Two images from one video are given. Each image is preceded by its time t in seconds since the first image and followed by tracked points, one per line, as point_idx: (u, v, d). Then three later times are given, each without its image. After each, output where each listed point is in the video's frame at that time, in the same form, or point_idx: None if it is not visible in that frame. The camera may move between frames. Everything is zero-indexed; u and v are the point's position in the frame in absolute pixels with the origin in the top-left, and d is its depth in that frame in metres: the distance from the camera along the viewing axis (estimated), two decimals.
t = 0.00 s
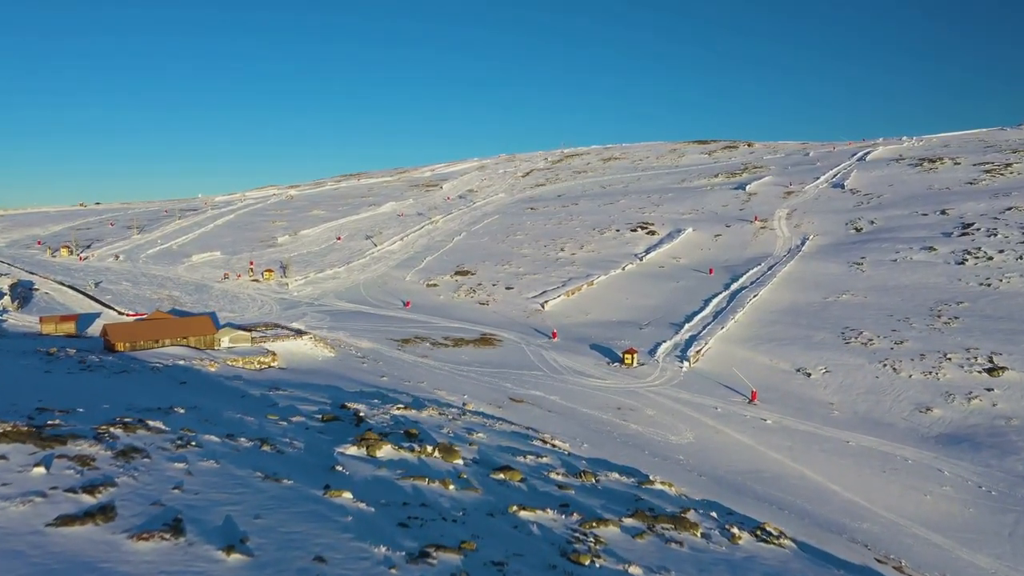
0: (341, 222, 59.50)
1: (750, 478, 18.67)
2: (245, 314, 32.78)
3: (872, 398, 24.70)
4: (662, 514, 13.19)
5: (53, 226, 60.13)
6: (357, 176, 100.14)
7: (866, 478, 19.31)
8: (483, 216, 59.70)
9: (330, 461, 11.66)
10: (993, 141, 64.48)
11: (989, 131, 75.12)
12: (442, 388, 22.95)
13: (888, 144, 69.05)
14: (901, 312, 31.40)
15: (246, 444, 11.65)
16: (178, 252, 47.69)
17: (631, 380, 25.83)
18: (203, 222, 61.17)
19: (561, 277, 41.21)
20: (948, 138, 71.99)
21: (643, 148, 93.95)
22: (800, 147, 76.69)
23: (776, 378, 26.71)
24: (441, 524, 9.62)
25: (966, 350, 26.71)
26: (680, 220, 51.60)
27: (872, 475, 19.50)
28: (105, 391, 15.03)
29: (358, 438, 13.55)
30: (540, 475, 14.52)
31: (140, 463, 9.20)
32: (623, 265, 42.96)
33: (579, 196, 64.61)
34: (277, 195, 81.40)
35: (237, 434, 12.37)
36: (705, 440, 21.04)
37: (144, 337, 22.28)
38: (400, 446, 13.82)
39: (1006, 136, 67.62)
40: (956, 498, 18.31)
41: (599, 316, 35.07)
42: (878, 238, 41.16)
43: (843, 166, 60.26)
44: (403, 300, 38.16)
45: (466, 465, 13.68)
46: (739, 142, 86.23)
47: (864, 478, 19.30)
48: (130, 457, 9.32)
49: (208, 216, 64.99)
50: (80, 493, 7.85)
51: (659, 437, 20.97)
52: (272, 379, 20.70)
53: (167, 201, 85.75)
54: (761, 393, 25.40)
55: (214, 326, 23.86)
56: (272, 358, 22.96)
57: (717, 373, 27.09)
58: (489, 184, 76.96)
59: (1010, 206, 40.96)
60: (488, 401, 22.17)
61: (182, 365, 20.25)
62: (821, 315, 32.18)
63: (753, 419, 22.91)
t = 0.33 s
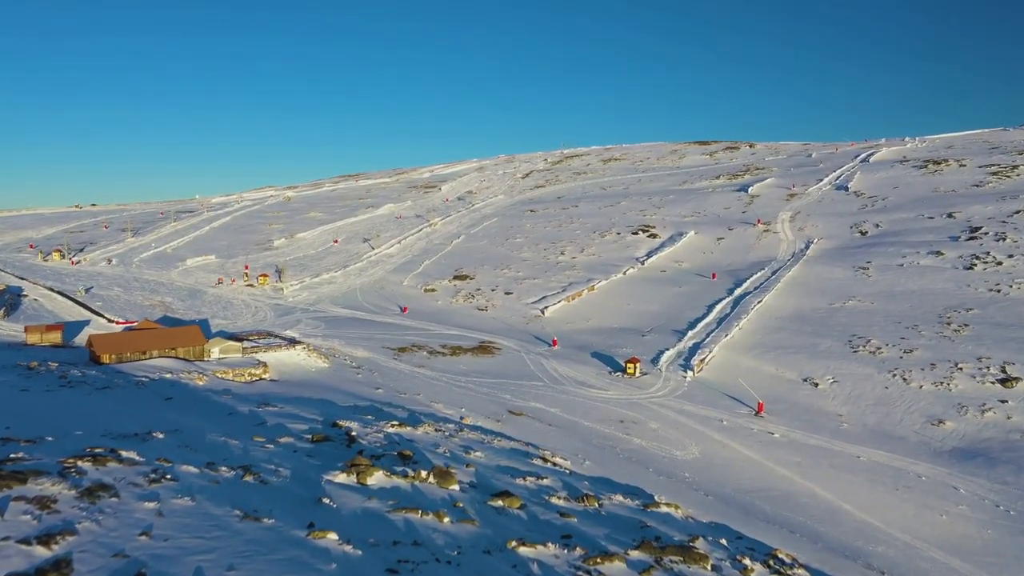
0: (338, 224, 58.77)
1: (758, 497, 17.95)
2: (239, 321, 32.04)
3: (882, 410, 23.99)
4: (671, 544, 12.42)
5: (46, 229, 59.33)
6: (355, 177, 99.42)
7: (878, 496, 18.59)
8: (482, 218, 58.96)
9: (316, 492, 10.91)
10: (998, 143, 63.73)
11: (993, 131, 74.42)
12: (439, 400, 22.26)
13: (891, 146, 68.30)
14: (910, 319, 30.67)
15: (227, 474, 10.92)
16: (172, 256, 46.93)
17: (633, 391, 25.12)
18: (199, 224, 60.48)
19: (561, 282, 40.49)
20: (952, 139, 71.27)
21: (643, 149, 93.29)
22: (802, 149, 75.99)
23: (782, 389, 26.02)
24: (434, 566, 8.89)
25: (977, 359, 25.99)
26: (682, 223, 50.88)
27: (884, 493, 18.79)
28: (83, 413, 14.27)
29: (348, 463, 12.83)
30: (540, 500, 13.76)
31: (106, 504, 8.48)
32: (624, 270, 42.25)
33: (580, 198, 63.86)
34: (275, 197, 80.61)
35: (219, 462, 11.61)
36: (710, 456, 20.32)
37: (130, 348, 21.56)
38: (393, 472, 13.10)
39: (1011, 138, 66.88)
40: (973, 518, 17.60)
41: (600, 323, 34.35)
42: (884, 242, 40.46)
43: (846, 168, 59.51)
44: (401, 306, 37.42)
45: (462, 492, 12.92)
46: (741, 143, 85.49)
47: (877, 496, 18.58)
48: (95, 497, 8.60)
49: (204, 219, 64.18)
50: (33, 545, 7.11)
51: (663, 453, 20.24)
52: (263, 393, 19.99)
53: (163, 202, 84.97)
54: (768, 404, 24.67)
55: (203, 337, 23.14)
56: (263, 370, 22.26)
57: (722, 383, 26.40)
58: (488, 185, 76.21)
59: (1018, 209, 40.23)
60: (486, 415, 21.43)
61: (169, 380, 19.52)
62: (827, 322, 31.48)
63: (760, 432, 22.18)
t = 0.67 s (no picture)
0: (335, 227, 58.02)
1: (768, 519, 17.23)
2: (232, 328, 31.30)
3: (893, 423, 23.26)
4: None
5: (40, 232, 58.53)
6: (353, 178, 98.69)
7: (892, 516, 17.85)
8: (481, 221, 58.21)
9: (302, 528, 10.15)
10: (1003, 144, 63.04)
11: (997, 132, 73.73)
12: (436, 414, 21.54)
13: (895, 147, 67.58)
14: (919, 327, 29.96)
15: (206, 508, 10.18)
16: (165, 260, 46.16)
17: (637, 402, 24.40)
18: (194, 227, 59.73)
19: (562, 287, 39.76)
20: (955, 140, 70.62)
21: (644, 150, 92.60)
22: (804, 150, 75.25)
23: (790, 400, 25.30)
24: None
25: (990, 370, 25.27)
26: (683, 226, 50.15)
27: (899, 512, 18.06)
28: (58, 437, 13.53)
29: (338, 492, 12.08)
30: (541, 529, 12.99)
31: (65, 553, 7.74)
32: (626, 274, 41.52)
33: (580, 200, 63.12)
34: (272, 198, 79.84)
35: (198, 493, 10.87)
36: (717, 474, 19.59)
37: (116, 360, 20.84)
38: (385, 500, 12.37)
39: (1016, 139, 66.18)
40: (993, 540, 16.86)
41: (601, 330, 33.63)
42: (890, 246, 39.75)
43: (850, 170, 58.79)
44: (398, 312, 36.69)
45: (458, 523, 12.15)
46: (742, 145, 84.79)
47: (891, 516, 17.85)
48: (54, 544, 7.87)
49: (199, 221, 63.36)
50: None
51: (668, 470, 19.52)
52: (253, 408, 19.26)
53: (160, 203, 84.16)
54: (775, 416, 23.94)
55: (193, 348, 22.42)
56: (255, 383, 21.55)
57: (728, 394, 25.68)
58: (488, 187, 75.50)
59: None
60: (484, 430, 20.69)
61: (154, 395, 18.77)
62: (834, 330, 30.78)
63: (768, 447, 21.45)
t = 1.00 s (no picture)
0: (333, 230, 57.25)
1: (777, 541, 16.52)
2: (224, 336, 30.58)
3: (905, 436, 22.56)
4: None
5: (32, 235, 57.71)
6: (352, 180, 97.95)
7: (907, 538, 17.14)
8: (481, 224, 57.47)
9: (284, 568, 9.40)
10: (1008, 145, 62.33)
11: (1001, 134, 73.05)
12: (432, 428, 20.80)
13: (899, 149, 66.85)
14: (928, 335, 29.24)
15: (181, 548, 9.47)
16: (159, 264, 45.40)
17: (640, 415, 23.66)
18: (190, 230, 58.99)
19: (562, 292, 39.03)
20: (959, 142, 69.82)
21: (645, 151, 91.90)
22: (806, 152, 74.49)
23: (797, 412, 24.59)
24: None
25: (1003, 380, 24.55)
26: (686, 229, 49.42)
27: (914, 534, 17.34)
28: (31, 464, 12.81)
29: (326, 524, 11.35)
30: (543, 560, 12.24)
31: None
32: (627, 279, 40.79)
33: (580, 202, 62.42)
34: (269, 200, 79.09)
35: (174, 529, 10.15)
36: (724, 492, 18.87)
37: (101, 374, 20.12)
38: (376, 533, 11.61)
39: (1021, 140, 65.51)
40: (1013, 564, 16.15)
41: (603, 337, 32.89)
42: (896, 251, 39.04)
43: (854, 172, 58.05)
44: (395, 318, 35.94)
45: (454, 556, 11.40)
46: (743, 146, 84.08)
47: (906, 538, 17.13)
48: None
49: (195, 224, 62.60)
50: None
51: (674, 488, 18.81)
52: (242, 425, 18.52)
53: (156, 205, 83.38)
54: (783, 429, 23.23)
55: (181, 360, 21.70)
56: (244, 397, 20.83)
57: (733, 405, 24.95)
58: (487, 188, 74.79)
59: None
60: (482, 446, 19.94)
61: (139, 411, 18.04)
62: (842, 338, 30.06)
63: (776, 462, 20.72)
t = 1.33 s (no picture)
0: (330, 233, 56.51)
1: (789, 566, 15.80)
2: (217, 345, 29.83)
3: (917, 451, 21.82)
4: None
5: (26, 238, 56.97)
6: (350, 181, 97.22)
7: (924, 562, 16.42)
8: (480, 227, 56.73)
9: None
10: (1014, 147, 61.60)
11: (1006, 134, 72.28)
12: (429, 444, 20.06)
13: (902, 150, 66.11)
14: (939, 343, 28.49)
15: None
16: (153, 269, 44.65)
17: (644, 428, 22.92)
18: (185, 232, 58.25)
19: (563, 298, 38.30)
20: (963, 143, 69.11)
21: (645, 152, 91.20)
22: (809, 153, 73.75)
23: (805, 425, 23.85)
24: None
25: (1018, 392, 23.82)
26: (688, 233, 48.68)
27: (931, 557, 16.61)
28: None
29: (312, 560, 10.58)
30: None
31: None
32: (629, 284, 40.05)
33: (581, 204, 61.67)
34: (267, 202, 78.32)
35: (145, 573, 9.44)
36: (732, 512, 18.14)
37: (84, 389, 19.30)
38: (366, 570, 10.84)
39: None
40: None
41: (604, 345, 32.16)
42: (903, 256, 38.30)
43: (858, 174, 57.31)
44: (391, 325, 35.19)
45: None
46: (745, 147, 83.32)
47: (922, 562, 16.41)
48: None
49: (190, 226, 61.85)
50: None
51: (680, 508, 18.07)
52: (230, 443, 17.78)
53: (152, 206, 82.58)
54: (791, 444, 22.48)
55: (167, 373, 20.91)
56: (234, 412, 20.09)
57: (739, 418, 24.22)
58: (486, 190, 74.06)
59: None
60: (481, 463, 19.19)
61: (122, 429, 17.29)
62: (849, 346, 29.33)
63: (785, 479, 19.98)
